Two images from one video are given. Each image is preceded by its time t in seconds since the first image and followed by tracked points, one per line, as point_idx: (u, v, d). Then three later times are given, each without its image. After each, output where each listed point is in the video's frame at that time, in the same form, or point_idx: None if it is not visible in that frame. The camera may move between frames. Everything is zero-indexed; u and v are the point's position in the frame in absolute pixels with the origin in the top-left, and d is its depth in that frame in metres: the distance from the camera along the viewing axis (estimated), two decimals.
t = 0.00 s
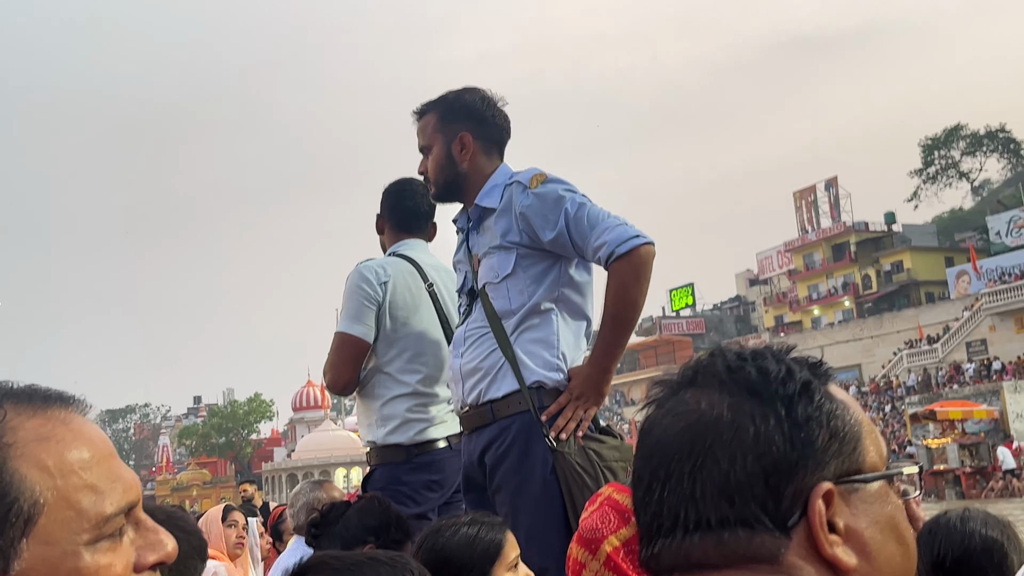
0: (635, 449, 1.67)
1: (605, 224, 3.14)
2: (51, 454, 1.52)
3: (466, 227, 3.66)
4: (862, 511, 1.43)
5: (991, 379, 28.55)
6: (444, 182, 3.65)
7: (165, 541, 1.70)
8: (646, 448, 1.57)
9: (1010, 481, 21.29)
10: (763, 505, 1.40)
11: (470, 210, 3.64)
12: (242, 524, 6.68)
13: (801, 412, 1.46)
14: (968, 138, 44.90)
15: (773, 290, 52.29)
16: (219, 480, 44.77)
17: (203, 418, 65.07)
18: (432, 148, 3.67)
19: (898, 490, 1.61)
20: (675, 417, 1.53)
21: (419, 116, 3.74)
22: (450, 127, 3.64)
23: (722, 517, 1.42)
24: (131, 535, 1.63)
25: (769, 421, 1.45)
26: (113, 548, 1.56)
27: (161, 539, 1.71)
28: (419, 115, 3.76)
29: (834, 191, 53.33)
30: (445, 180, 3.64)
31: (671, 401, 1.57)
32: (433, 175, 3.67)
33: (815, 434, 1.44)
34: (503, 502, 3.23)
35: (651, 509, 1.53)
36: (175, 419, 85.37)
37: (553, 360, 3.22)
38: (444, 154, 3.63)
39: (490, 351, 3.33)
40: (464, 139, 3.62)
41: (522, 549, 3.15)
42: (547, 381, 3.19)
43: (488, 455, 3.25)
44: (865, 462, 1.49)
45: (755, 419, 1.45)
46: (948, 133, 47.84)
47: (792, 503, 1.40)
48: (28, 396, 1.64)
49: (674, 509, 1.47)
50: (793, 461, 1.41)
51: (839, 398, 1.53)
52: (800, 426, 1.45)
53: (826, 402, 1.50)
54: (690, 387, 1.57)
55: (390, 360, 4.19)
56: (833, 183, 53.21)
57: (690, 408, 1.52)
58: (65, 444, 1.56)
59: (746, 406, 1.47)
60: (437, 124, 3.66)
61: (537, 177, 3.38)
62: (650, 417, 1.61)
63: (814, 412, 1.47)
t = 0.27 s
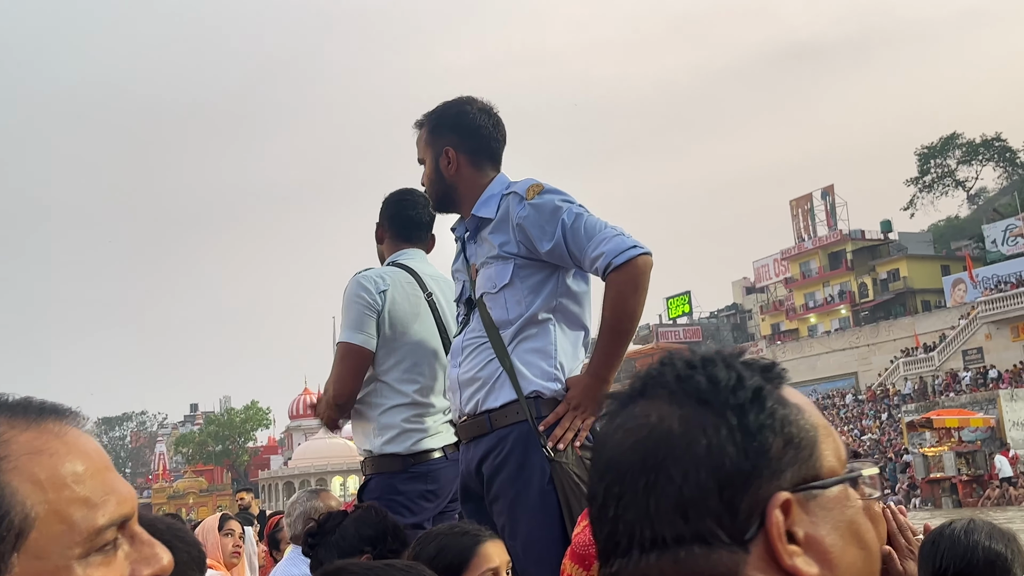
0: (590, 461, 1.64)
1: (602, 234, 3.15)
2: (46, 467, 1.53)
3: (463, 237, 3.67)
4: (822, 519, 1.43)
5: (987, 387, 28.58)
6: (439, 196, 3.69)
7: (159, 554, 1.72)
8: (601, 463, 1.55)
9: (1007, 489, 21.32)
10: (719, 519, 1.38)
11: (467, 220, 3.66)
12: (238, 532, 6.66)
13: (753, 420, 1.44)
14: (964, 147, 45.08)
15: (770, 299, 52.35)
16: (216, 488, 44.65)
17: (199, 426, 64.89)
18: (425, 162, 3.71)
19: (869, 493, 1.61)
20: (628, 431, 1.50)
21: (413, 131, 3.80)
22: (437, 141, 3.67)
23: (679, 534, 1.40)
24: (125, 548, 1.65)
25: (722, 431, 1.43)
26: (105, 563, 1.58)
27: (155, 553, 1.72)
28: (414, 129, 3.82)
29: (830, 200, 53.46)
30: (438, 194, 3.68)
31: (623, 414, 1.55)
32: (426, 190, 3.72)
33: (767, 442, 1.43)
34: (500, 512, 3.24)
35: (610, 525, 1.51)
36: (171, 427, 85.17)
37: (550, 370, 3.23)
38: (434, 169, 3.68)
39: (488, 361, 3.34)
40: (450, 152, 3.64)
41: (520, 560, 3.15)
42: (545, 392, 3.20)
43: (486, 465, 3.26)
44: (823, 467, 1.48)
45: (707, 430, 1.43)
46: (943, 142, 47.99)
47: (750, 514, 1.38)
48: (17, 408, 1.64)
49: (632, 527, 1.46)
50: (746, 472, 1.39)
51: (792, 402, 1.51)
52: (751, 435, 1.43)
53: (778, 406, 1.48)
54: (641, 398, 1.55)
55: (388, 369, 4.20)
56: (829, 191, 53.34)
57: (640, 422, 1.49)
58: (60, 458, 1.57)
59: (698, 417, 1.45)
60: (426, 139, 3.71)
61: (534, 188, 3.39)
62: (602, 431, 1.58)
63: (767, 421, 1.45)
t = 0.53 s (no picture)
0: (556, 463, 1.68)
1: (596, 240, 3.17)
2: (31, 471, 1.55)
3: (457, 241, 3.70)
4: (786, 525, 1.43)
5: (983, 394, 28.60)
6: (436, 202, 3.71)
7: (147, 563, 1.70)
8: (563, 469, 1.59)
9: (1002, 496, 21.36)
10: (672, 529, 1.41)
11: (463, 225, 3.67)
12: (235, 539, 6.65)
13: (704, 426, 1.45)
14: (960, 155, 45.19)
15: (766, 305, 52.43)
16: (212, 495, 44.52)
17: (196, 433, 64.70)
18: (421, 167, 3.73)
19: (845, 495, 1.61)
20: (583, 439, 1.53)
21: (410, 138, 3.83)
22: (431, 146, 3.69)
23: (633, 544, 1.44)
24: (110, 559, 1.64)
25: (673, 440, 1.44)
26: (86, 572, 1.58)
27: (145, 561, 1.71)
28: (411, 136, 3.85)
29: (827, 207, 53.59)
30: (435, 199, 3.70)
31: (580, 420, 1.57)
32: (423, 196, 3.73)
33: (721, 449, 1.43)
34: (496, 518, 3.23)
35: (574, 532, 1.55)
36: (168, 434, 84.95)
37: (546, 377, 3.24)
38: (430, 175, 3.69)
39: (483, 367, 3.35)
40: (445, 157, 3.65)
41: (515, 565, 3.16)
42: (541, 398, 3.21)
43: (481, 471, 3.26)
44: (787, 471, 1.48)
45: (660, 439, 1.44)
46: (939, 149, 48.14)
47: (705, 523, 1.41)
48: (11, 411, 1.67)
49: (594, 536, 1.50)
50: (697, 481, 1.41)
51: (752, 404, 1.52)
52: (704, 443, 1.44)
53: (734, 409, 1.49)
54: (598, 403, 1.56)
55: (388, 370, 4.20)
56: (825, 199, 53.48)
57: (594, 431, 1.52)
58: (44, 465, 1.57)
59: (650, 424, 1.46)
60: (421, 145, 3.73)
61: (528, 194, 3.40)
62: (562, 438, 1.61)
63: (720, 428, 1.46)
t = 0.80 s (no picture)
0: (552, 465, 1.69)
1: (589, 241, 3.18)
2: (21, 475, 1.56)
3: (452, 247, 3.71)
4: (786, 536, 1.45)
5: (977, 399, 28.67)
6: (431, 207, 3.72)
7: (137, 569, 1.70)
8: (560, 474, 1.59)
9: (997, 501, 21.41)
10: (670, 537, 1.42)
11: (458, 230, 3.68)
12: (229, 544, 6.66)
13: (704, 432, 1.46)
14: (955, 160, 45.37)
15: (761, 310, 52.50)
16: (207, 499, 44.39)
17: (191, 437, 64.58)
18: (416, 172, 3.75)
19: (842, 500, 1.63)
20: (580, 443, 1.54)
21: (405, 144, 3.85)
22: (425, 151, 3.71)
23: (630, 552, 1.45)
24: (99, 564, 1.64)
25: (673, 446, 1.45)
26: None
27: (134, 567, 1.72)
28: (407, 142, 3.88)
29: (822, 212, 53.70)
30: (429, 204, 3.71)
31: (578, 423, 1.58)
32: (419, 200, 3.74)
33: (722, 455, 1.45)
34: (490, 524, 3.24)
35: (570, 536, 1.56)
36: (163, 439, 84.77)
37: (540, 382, 3.25)
38: (424, 180, 3.71)
39: (478, 372, 3.36)
40: (441, 162, 3.67)
41: (509, 570, 3.17)
42: (534, 403, 3.22)
43: (476, 476, 3.27)
44: (790, 479, 1.49)
45: (660, 445, 1.45)
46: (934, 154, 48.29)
47: (703, 532, 1.42)
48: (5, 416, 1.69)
49: (590, 544, 1.51)
50: (697, 488, 1.42)
51: (755, 411, 1.53)
52: (705, 450, 1.45)
53: (735, 415, 1.50)
54: (598, 409, 1.58)
55: (389, 372, 4.20)
56: (820, 204, 53.61)
57: (593, 433, 1.53)
58: (33, 470, 1.58)
59: (649, 430, 1.48)
60: (415, 150, 3.75)
61: (521, 198, 3.42)
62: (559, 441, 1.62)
63: (720, 434, 1.47)
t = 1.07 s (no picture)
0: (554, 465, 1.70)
1: (582, 239, 3.19)
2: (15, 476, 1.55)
3: (449, 248, 3.73)
4: (796, 532, 1.46)
5: (973, 403, 28.69)
6: (433, 206, 3.70)
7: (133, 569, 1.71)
8: (565, 473, 1.59)
9: (993, 504, 21.41)
10: (678, 535, 1.43)
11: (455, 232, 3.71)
12: (224, 546, 6.65)
13: (710, 430, 1.47)
14: (950, 164, 45.52)
15: (757, 313, 52.56)
16: (202, 503, 44.32)
17: (186, 440, 64.46)
18: (419, 172, 3.73)
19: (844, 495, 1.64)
20: (585, 444, 1.55)
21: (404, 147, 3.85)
22: (430, 153, 3.71)
23: (636, 550, 1.45)
24: (96, 563, 1.65)
25: (678, 446, 1.46)
26: None
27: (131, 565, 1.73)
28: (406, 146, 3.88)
29: (818, 215, 53.81)
30: (431, 205, 3.70)
31: (581, 423, 1.59)
32: (422, 200, 3.72)
33: (731, 454, 1.46)
34: (484, 527, 3.25)
35: (575, 536, 1.56)
36: (158, 442, 84.56)
37: (533, 383, 3.26)
38: (428, 180, 3.70)
39: (471, 374, 3.37)
40: (446, 163, 3.67)
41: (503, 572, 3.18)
42: (526, 404, 3.23)
43: (469, 478, 3.27)
44: (796, 475, 1.51)
45: (665, 445, 1.46)
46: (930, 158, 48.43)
47: (711, 532, 1.43)
48: None
49: (594, 542, 1.51)
50: (705, 488, 1.43)
51: (759, 405, 1.54)
52: (713, 448, 1.46)
53: (741, 412, 1.51)
54: (604, 408, 1.58)
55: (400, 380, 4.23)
56: (816, 207, 53.72)
57: (596, 435, 1.53)
58: (30, 469, 1.59)
59: (655, 429, 1.48)
60: (418, 151, 3.74)
61: (518, 198, 3.44)
62: (563, 440, 1.63)
63: (728, 431, 1.47)
